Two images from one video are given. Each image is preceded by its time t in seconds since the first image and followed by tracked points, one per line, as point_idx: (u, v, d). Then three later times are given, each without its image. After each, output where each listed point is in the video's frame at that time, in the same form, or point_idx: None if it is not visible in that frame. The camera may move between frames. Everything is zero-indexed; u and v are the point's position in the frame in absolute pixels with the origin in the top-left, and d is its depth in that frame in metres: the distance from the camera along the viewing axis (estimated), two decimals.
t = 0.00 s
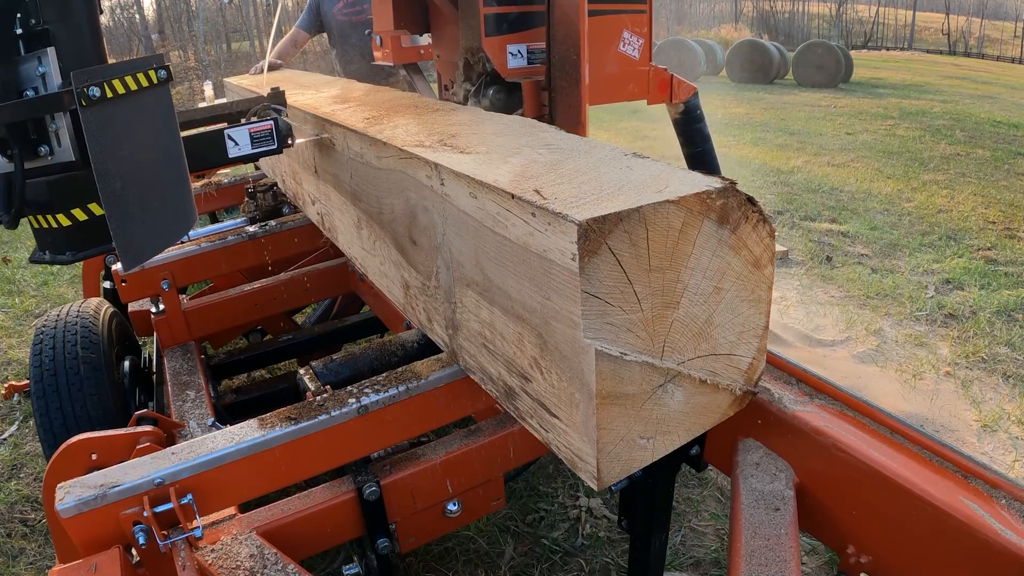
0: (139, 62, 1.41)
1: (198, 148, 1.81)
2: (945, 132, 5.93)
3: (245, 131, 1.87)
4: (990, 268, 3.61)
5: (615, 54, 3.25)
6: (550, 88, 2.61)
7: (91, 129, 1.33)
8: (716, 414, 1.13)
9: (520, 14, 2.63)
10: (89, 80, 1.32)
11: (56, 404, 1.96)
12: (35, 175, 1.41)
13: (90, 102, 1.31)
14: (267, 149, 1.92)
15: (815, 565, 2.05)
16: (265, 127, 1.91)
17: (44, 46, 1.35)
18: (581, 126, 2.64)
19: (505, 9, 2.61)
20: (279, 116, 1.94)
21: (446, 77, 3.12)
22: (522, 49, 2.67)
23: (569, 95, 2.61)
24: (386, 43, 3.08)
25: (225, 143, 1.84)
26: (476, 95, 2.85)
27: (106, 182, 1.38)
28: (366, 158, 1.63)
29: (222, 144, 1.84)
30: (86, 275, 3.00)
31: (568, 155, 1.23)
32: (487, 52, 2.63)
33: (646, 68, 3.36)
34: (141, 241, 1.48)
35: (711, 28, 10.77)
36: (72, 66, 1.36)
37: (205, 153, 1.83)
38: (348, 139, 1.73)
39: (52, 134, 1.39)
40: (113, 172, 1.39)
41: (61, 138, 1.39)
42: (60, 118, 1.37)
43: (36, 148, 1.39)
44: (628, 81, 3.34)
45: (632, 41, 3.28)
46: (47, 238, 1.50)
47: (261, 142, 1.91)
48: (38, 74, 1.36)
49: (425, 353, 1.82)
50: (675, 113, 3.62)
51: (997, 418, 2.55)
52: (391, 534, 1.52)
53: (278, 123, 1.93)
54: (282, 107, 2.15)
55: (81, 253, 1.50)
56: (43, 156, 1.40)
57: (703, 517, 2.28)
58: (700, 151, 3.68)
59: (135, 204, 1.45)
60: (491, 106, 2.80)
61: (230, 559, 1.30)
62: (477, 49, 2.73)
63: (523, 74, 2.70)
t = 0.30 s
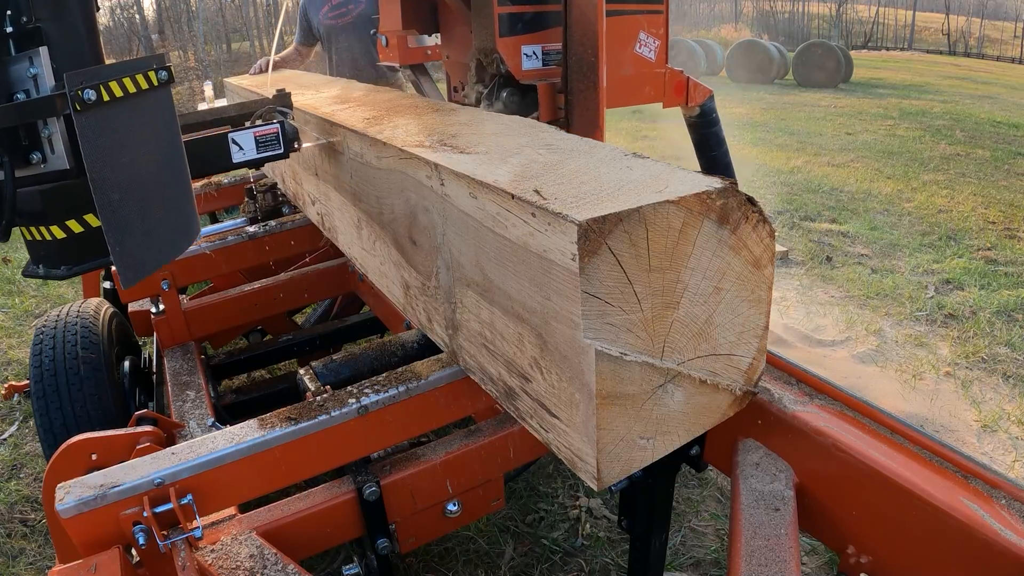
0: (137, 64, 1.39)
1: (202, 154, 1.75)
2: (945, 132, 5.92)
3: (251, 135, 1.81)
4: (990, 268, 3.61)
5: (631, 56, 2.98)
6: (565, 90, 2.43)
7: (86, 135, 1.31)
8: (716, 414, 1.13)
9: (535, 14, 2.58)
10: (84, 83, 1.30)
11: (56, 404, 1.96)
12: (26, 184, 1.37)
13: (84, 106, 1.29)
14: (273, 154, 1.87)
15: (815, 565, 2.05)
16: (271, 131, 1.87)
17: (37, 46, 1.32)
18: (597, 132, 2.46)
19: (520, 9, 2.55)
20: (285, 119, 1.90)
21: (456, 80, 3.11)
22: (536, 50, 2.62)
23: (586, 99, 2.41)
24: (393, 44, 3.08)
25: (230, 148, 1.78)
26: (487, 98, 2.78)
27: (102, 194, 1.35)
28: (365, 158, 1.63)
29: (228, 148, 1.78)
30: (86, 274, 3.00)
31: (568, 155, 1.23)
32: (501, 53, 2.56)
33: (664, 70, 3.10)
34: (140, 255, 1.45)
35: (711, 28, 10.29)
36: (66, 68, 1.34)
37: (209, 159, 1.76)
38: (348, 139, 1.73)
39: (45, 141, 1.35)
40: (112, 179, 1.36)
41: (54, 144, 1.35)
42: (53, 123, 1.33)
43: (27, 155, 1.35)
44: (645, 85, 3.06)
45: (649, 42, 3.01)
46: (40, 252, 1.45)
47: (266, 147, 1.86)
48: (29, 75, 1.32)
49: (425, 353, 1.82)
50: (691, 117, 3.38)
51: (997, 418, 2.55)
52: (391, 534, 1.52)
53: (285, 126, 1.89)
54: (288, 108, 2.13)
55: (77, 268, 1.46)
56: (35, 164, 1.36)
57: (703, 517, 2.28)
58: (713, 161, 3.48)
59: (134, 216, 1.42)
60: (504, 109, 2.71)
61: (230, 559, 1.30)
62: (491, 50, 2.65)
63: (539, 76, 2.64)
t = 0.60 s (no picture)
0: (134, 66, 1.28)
1: (205, 160, 1.68)
2: (944, 132, 5.92)
3: (257, 140, 1.74)
4: (990, 268, 3.61)
5: (650, 58, 2.84)
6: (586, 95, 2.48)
7: (77, 142, 1.20)
8: (716, 415, 1.13)
9: (551, 14, 2.52)
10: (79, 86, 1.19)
11: (56, 404, 1.96)
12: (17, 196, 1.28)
13: (78, 111, 1.18)
14: (281, 160, 1.80)
15: (815, 565, 2.05)
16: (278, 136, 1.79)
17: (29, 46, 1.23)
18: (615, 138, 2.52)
19: (537, 8, 2.49)
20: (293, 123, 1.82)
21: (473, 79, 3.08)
22: (554, 51, 2.57)
23: (607, 103, 2.47)
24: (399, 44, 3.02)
25: (234, 154, 1.71)
26: (503, 101, 2.77)
27: (98, 207, 1.24)
28: (365, 158, 1.63)
29: (232, 154, 1.71)
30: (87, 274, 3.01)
31: (568, 155, 1.23)
32: (518, 54, 2.50)
33: (682, 73, 2.99)
34: (142, 275, 1.33)
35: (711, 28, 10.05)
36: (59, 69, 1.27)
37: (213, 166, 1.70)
38: (348, 139, 1.73)
39: (36, 149, 1.26)
40: (109, 190, 1.25)
41: (46, 153, 1.26)
42: (44, 130, 1.24)
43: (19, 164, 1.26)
44: (663, 87, 2.94)
45: (667, 44, 2.87)
46: (32, 267, 1.36)
47: (272, 153, 1.79)
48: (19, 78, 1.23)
49: (425, 354, 1.82)
50: (707, 120, 3.18)
51: (997, 419, 2.55)
52: (391, 534, 1.52)
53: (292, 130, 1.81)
54: (296, 112, 1.97)
55: (70, 285, 1.36)
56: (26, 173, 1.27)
57: (703, 517, 2.28)
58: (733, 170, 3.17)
59: (134, 235, 1.31)
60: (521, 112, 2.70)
61: (230, 559, 1.30)
62: (507, 50, 2.65)
63: (556, 78, 2.58)
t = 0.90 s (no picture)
0: (131, 66, 1.19)
1: (209, 167, 1.59)
2: (945, 132, 5.92)
3: (264, 146, 1.66)
4: (990, 268, 3.62)
5: (669, 60, 2.66)
6: (606, 96, 2.29)
7: (69, 152, 1.10)
8: (716, 415, 1.13)
9: (570, 14, 2.45)
10: (72, 90, 1.10)
11: (56, 404, 1.96)
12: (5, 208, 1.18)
13: (70, 118, 1.08)
14: (289, 166, 1.71)
15: (815, 565, 2.05)
16: (287, 141, 1.70)
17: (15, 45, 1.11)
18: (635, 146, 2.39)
19: (555, 8, 2.41)
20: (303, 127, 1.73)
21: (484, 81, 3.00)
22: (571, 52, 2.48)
23: (627, 107, 2.28)
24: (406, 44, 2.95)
25: (240, 160, 1.62)
26: (519, 104, 2.70)
27: (94, 223, 1.15)
28: (365, 159, 1.63)
29: (237, 160, 1.62)
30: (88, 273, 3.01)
31: (568, 155, 1.23)
32: (535, 55, 2.40)
33: (702, 75, 2.78)
34: (141, 294, 1.25)
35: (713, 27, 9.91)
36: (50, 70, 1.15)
37: (218, 173, 1.61)
38: (348, 140, 1.73)
39: (26, 159, 1.15)
40: (106, 205, 1.16)
41: (37, 162, 1.15)
42: (35, 138, 1.13)
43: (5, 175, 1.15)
44: (683, 90, 2.73)
45: (687, 46, 2.70)
46: (24, 286, 1.26)
47: (280, 160, 1.70)
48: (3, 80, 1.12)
49: (425, 354, 1.82)
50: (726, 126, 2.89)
51: (997, 419, 2.55)
52: (391, 534, 1.52)
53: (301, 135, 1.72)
54: (304, 115, 1.88)
55: (66, 305, 1.27)
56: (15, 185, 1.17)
57: (703, 517, 2.28)
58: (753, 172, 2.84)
59: (133, 252, 1.22)
60: (537, 116, 2.64)
61: (230, 559, 1.30)
62: (524, 52, 2.57)
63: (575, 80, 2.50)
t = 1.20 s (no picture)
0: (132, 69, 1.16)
1: (215, 174, 1.60)
2: (945, 132, 5.92)
3: (270, 151, 1.65)
4: (990, 268, 3.62)
5: (688, 62, 2.53)
6: (626, 99, 2.25)
7: (60, 164, 1.07)
8: (716, 415, 1.13)
9: (589, 14, 2.34)
10: (63, 94, 1.06)
11: (56, 403, 1.97)
12: None
13: (61, 125, 1.05)
14: (297, 172, 1.70)
15: (815, 565, 2.05)
16: (294, 147, 1.69)
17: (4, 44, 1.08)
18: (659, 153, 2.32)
19: (574, 7, 2.30)
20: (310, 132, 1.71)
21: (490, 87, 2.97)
22: (590, 54, 2.37)
23: (649, 111, 2.24)
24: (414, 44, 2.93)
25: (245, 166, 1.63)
26: (535, 109, 2.59)
27: (88, 241, 1.12)
28: (365, 158, 1.63)
29: (242, 166, 1.63)
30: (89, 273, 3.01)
31: (568, 155, 1.23)
32: (553, 56, 2.31)
33: (720, 77, 2.63)
34: (142, 324, 1.21)
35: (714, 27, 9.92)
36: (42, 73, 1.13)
37: (224, 180, 1.62)
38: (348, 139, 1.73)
39: (15, 170, 1.11)
40: (100, 221, 1.13)
41: (26, 173, 1.11)
42: (25, 147, 1.08)
43: None
44: (702, 94, 2.60)
45: (706, 47, 2.56)
46: (16, 307, 1.22)
47: (287, 166, 1.69)
48: None
49: (425, 353, 1.82)
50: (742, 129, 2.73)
51: (997, 419, 2.54)
52: (391, 534, 1.52)
53: (309, 141, 1.70)
54: (311, 120, 1.84)
55: (61, 327, 1.24)
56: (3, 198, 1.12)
57: (703, 517, 2.28)
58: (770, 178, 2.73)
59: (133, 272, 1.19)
60: (554, 120, 2.54)
61: (230, 559, 1.31)
62: (541, 53, 2.48)
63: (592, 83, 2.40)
